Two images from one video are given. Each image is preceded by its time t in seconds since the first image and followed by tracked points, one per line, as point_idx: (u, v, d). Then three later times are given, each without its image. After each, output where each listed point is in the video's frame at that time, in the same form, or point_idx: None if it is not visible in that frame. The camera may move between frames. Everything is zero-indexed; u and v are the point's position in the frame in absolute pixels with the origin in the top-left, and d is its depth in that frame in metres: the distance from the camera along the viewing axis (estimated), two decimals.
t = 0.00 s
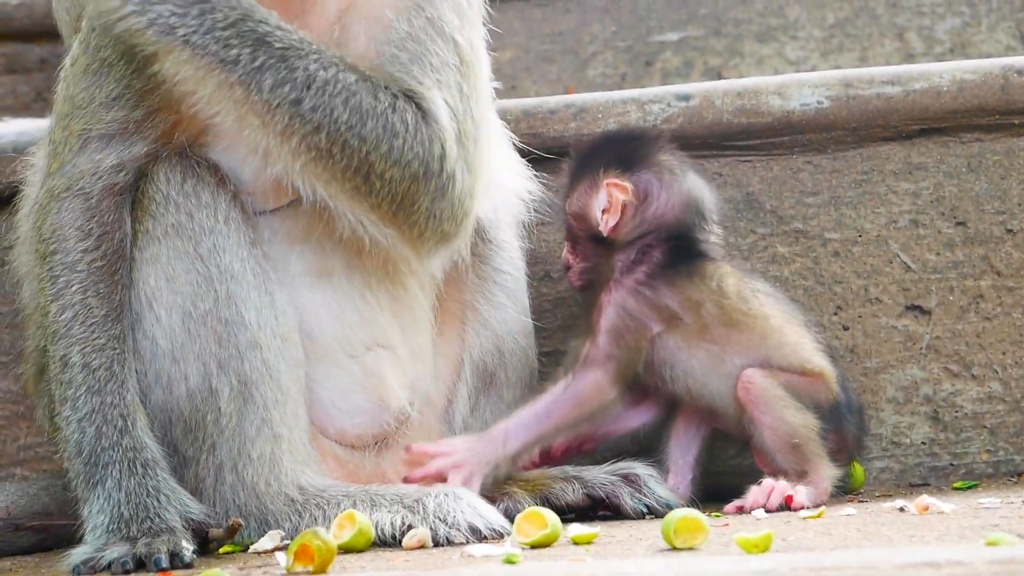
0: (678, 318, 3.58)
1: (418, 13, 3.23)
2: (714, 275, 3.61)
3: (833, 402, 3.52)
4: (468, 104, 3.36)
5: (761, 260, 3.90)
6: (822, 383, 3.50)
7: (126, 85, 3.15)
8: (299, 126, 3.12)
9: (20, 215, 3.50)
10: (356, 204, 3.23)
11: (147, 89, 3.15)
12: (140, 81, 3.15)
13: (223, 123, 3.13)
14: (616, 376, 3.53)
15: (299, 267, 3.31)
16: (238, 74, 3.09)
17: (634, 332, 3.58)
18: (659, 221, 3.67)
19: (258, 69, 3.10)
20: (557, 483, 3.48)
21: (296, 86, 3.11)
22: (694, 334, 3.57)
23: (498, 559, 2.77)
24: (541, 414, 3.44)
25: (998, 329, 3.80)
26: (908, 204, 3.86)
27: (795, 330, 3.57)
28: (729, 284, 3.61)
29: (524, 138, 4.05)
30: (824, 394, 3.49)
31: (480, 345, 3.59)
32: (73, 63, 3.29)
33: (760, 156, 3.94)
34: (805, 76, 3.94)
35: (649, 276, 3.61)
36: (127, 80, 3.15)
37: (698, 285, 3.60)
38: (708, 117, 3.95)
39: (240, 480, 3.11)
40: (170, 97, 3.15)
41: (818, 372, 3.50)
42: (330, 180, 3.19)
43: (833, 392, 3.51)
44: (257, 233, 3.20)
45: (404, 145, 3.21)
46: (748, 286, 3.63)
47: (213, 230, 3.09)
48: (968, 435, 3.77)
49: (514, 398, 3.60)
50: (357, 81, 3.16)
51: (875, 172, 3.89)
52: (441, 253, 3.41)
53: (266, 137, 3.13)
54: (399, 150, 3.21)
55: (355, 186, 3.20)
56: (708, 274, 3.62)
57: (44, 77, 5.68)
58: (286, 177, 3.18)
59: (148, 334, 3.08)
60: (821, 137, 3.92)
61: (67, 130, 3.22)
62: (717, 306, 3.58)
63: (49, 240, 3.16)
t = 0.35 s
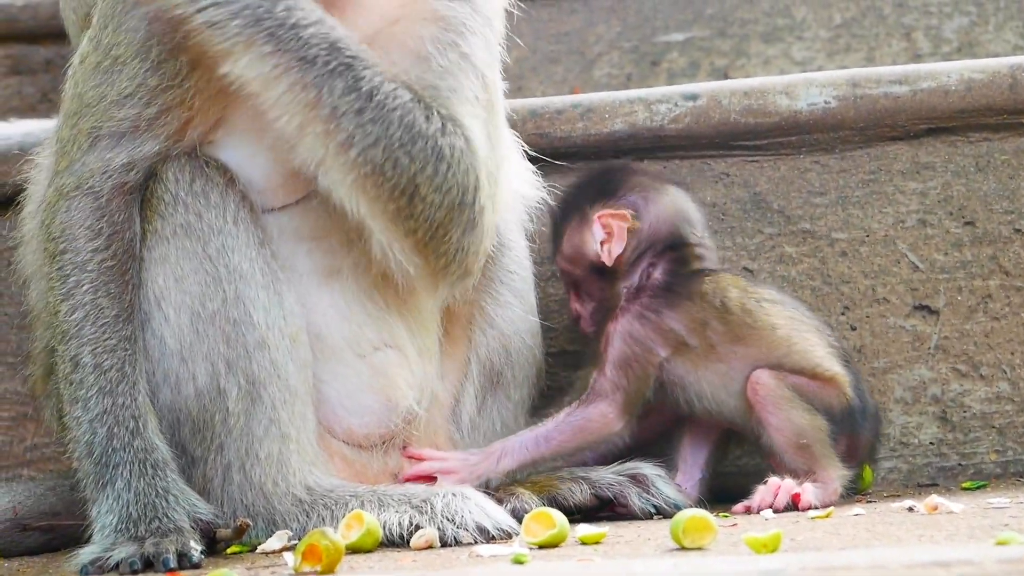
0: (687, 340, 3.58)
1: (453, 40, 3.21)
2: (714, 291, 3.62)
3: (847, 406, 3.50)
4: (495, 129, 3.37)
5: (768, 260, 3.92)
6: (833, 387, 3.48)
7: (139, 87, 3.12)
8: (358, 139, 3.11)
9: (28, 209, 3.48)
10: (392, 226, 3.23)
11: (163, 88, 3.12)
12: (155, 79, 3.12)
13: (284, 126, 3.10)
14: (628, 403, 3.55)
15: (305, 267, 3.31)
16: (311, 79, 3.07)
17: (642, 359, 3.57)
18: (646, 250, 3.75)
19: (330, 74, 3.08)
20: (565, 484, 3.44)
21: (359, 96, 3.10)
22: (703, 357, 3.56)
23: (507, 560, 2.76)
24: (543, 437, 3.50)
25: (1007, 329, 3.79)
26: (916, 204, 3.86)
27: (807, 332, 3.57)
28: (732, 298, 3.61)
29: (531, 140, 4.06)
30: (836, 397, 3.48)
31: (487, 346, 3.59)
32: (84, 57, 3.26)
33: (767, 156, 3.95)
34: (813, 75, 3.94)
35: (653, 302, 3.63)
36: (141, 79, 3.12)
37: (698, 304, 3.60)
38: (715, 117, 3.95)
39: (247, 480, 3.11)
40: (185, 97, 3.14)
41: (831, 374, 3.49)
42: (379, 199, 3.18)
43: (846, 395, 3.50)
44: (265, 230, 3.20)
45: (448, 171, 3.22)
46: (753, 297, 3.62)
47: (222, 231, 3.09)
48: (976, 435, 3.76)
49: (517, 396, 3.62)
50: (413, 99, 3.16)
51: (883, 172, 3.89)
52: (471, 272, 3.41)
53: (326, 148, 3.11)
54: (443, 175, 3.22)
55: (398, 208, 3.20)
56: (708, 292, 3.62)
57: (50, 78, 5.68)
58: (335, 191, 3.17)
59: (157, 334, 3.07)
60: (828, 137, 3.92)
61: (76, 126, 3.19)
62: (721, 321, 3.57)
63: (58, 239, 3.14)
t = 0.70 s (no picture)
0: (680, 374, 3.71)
1: (462, 23, 3.23)
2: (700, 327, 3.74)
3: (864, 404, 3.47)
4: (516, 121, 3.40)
5: (779, 255, 3.99)
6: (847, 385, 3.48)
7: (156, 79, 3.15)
8: (393, 119, 3.13)
9: (39, 213, 3.47)
10: (424, 207, 3.22)
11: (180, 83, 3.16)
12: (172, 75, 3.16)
13: (320, 111, 3.11)
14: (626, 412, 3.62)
15: (321, 259, 3.26)
16: (347, 63, 3.10)
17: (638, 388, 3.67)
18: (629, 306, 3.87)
19: (367, 58, 3.11)
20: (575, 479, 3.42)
21: (394, 78, 3.13)
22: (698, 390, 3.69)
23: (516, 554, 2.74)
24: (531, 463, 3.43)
25: (1019, 323, 3.76)
26: (927, 198, 3.86)
27: (806, 343, 3.62)
28: (718, 330, 3.73)
29: (541, 134, 4.05)
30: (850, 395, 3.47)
31: (498, 340, 3.53)
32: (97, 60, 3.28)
33: (777, 150, 4.01)
34: (823, 71, 3.96)
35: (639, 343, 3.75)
36: (159, 73, 3.15)
37: (685, 341, 3.73)
38: (725, 112, 3.97)
39: (258, 475, 3.10)
40: (203, 91, 3.17)
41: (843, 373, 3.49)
42: (413, 180, 3.18)
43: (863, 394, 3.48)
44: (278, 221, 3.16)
45: (479, 151, 3.23)
46: (739, 325, 3.73)
47: (237, 225, 3.07)
48: (988, 429, 3.71)
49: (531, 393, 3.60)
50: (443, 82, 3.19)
51: (894, 167, 3.91)
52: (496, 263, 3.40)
53: (360, 131, 3.13)
54: (475, 155, 3.22)
55: (432, 189, 3.21)
56: (695, 329, 3.74)
57: (58, 76, 5.68)
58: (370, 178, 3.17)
59: (170, 328, 3.07)
60: (838, 132, 3.95)
61: (89, 123, 3.19)
62: (707, 355, 3.70)
63: (71, 236, 3.14)
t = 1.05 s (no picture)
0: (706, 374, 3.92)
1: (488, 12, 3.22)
2: (726, 330, 3.91)
3: (865, 413, 3.56)
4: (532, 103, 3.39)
5: (784, 254, 3.98)
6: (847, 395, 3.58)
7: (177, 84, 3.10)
8: (422, 99, 3.09)
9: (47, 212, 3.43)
10: (442, 185, 3.20)
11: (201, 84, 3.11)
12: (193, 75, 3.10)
13: (350, 83, 3.09)
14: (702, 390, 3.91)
15: (327, 254, 3.22)
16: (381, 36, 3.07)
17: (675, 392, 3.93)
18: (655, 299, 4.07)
19: (400, 34, 3.08)
20: (575, 477, 3.39)
21: (423, 57, 3.09)
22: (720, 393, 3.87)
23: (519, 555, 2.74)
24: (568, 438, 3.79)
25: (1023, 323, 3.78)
26: (931, 198, 3.87)
27: (818, 352, 3.73)
28: (739, 334, 3.88)
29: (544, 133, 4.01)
30: (848, 404, 3.57)
31: (499, 339, 3.50)
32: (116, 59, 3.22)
33: (781, 149, 3.99)
34: (828, 70, 3.94)
35: (673, 343, 4.03)
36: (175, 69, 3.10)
37: (710, 344, 3.93)
38: (729, 111, 3.95)
39: (262, 474, 3.05)
40: (216, 85, 3.12)
41: (843, 382, 3.60)
42: (436, 160, 3.16)
43: (863, 403, 3.57)
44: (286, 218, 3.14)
45: (501, 133, 3.21)
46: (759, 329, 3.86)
47: (248, 223, 3.05)
48: (992, 430, 3.73)
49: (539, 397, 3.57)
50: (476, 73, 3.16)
51: (897, 166, 3.91)
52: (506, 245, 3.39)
53: (388, 106, 3.09)
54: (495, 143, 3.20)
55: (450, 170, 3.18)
56: (719, 332, 3.92)
57: (62, 73, 5.75)
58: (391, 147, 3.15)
59: (179, 324, 3.04)
60: (843, 131, 3.94)
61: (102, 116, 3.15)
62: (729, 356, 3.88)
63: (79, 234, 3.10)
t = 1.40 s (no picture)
0: (715, 377, 3.97)
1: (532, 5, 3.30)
2: (741, 330, 3.95)
3: (873, 423, 3.66)
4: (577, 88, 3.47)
5: (790, 263, 3.97)
6: (856, 405, 3.68)
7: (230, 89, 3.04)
8: (515, 95, 3.19)
9: (63, 217, 3.34)
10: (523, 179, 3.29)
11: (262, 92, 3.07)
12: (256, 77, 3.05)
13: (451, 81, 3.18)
14: (704, 411, 3.98)
15: (352, 251, 3.18)
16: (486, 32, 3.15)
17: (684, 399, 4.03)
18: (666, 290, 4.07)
19: (496, 33, 3.16)
20: (583, 486, 3.34)
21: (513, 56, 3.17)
22: (731, 395, 3.92)
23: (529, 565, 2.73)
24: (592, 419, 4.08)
25: None
26: (937, 208, 3.90)
27: (830, 357, 3.78)
28: (755, 337, 3.91)
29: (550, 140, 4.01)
30: (856, 414, 3.67)
31: (507, 342, 3.37)
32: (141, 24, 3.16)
33: (788, 158, 3.98)
34: (834, 77, 3.94)
35: (689, 343, 4.04)
36: (218, 68, 3.03)
37: (724, 346, 3.97)
38: (737, 119, 3.95)
39: (271, 480, 3.00)
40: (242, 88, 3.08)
41: (851, 392, 3.69)
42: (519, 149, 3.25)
43: (872, 414, 3.67)
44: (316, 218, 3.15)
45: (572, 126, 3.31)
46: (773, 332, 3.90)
47: (282, 227, 3.03)
48: (998, 439, 3.80)
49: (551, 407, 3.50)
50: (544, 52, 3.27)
51: (904, 175, 3.94)
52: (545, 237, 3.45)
53: (483, 105, 3.19)
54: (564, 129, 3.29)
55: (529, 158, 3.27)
56: (732, 332, 3.96)
57: (69, 78, 5.77)
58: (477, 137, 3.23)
59: (204, 324, 3.01)
60: (850, 140, 3.95)
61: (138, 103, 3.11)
62: (743, 360, 3.92)
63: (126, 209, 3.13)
